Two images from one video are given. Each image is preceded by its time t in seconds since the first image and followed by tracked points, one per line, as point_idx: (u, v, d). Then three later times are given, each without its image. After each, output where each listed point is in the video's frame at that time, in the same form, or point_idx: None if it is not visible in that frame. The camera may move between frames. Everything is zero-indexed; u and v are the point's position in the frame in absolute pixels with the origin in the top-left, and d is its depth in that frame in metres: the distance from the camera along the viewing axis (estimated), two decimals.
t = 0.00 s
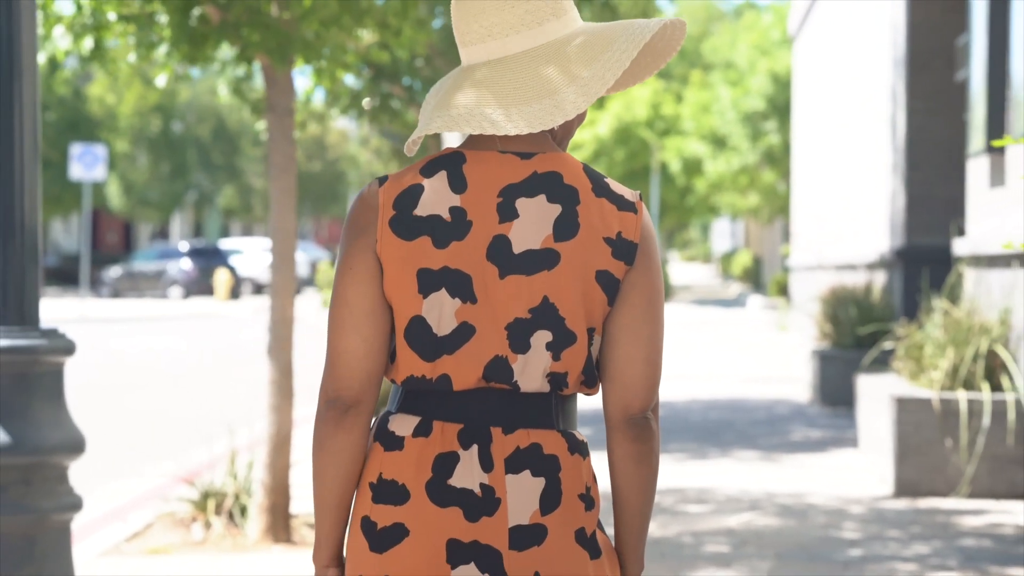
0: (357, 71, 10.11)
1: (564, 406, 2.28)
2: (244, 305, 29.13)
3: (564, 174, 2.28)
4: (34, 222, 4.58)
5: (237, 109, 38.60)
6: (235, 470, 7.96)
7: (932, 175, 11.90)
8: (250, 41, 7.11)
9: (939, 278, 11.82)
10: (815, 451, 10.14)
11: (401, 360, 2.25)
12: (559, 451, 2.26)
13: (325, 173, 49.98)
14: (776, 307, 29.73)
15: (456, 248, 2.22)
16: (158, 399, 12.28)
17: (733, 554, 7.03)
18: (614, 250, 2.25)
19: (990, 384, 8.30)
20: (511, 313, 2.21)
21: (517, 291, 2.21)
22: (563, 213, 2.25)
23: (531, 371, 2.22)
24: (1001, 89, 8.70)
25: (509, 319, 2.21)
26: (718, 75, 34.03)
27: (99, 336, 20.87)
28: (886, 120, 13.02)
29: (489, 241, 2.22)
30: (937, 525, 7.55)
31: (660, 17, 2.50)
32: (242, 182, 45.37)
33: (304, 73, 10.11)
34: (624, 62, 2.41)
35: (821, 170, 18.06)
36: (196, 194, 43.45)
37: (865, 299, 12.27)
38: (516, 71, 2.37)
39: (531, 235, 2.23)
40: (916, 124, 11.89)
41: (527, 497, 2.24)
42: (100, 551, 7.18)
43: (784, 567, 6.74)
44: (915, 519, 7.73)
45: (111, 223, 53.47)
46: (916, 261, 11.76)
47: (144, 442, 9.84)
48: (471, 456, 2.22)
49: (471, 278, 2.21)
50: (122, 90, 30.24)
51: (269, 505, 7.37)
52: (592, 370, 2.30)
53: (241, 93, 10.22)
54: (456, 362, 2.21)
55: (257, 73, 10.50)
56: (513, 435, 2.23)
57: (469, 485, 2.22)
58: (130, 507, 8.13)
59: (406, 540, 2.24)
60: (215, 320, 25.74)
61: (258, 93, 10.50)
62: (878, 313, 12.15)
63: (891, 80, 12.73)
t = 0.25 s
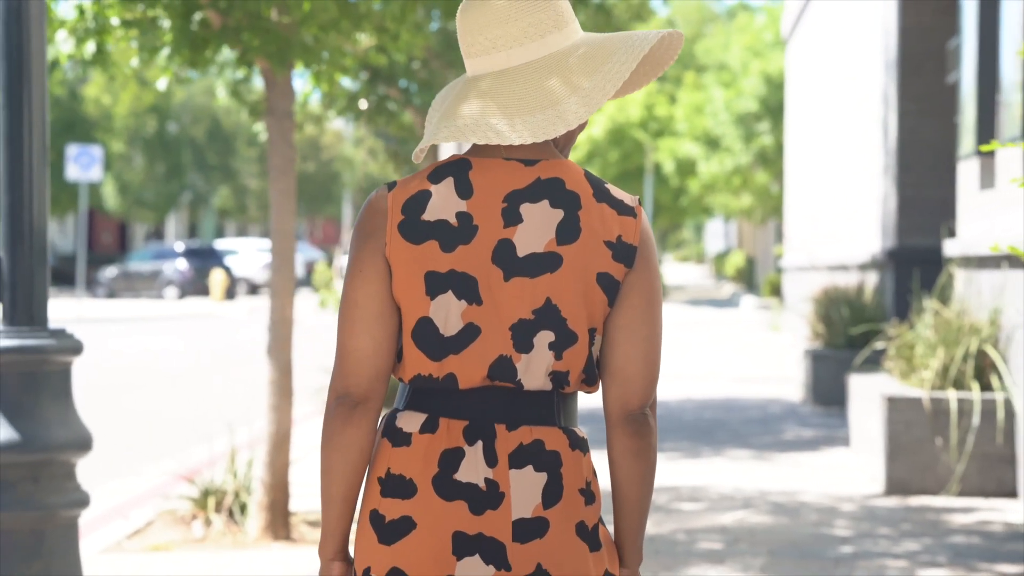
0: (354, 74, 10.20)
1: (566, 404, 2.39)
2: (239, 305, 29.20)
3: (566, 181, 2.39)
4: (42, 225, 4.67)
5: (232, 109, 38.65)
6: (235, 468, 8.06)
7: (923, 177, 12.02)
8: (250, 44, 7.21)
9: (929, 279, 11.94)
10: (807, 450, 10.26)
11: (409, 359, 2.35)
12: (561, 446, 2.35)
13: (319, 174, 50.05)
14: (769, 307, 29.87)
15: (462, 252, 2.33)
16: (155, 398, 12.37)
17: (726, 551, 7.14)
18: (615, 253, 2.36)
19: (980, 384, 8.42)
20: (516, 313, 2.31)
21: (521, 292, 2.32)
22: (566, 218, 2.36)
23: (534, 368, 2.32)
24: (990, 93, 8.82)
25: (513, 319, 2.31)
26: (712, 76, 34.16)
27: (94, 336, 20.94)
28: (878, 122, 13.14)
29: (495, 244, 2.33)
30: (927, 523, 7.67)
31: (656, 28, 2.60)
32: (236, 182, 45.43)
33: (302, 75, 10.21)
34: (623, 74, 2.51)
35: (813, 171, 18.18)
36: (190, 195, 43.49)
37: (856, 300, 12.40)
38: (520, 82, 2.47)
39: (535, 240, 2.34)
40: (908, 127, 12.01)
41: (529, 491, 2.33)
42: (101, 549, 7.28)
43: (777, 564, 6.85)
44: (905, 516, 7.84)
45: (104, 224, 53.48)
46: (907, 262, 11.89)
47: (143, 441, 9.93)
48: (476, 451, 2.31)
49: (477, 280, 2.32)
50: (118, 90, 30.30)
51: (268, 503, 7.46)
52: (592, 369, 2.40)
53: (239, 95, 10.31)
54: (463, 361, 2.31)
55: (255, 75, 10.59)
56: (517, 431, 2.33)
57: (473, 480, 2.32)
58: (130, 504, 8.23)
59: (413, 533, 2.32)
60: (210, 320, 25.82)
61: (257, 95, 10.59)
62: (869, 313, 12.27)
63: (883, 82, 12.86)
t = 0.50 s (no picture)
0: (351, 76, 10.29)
1: (565, 402, 2.47)
2: (234, 305, 29.28)
3: (567, 186, 2.47)
4: (47, 227, 4.78)
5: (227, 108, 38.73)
6: (232, 467, 8.13)
7: (914, 178, 12.13)
8: (249, 47, 7.31)
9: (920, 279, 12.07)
10: (798, 448, 10.37)
11: (414, 359, 2.42)
12: (560, 442, 2.44)
13: (313, 174, 50.13)
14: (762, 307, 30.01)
15: (467, 255, 2.40)
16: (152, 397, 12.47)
17: (718, 548, 7.25)
18: (614, 254, 2.46)
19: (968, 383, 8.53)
20: (518, 313, 2.39)
21: (523, 294, 2.40)
22: (567, 222, 2.45)
23: (535, 367, 2.40)
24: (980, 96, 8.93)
25: (516, 319, 2.39)
26: (705, 77, 34.27)
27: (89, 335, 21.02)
28: (870, 123, 13.25)
29: (498, 247, 2.41)
30: (915, 520, 7.79)
31: (654, 41, 2.71)
32: (230, 182, 45.49)
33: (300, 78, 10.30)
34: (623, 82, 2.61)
35: (806, 172, 18.31)
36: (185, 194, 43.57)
37: (847, 300, 12.52)
38: (523, 90, 2.55)
39: (537, 242, 2.42)
40: (899, 129, 12.13)
41: (529, 486, 2.42)
42: (100, 546, 7.37)
43: (768, 561, 6.96)
44: (894, 514, 7.96)
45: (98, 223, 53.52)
46: (897, 263, 12.01)
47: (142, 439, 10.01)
48: (478, 447, 2.40)
49: (481, 282, 2.40)
50: (113, 90, 30.35)
51: (266, 501, 7.55)
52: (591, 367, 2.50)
53: (237, 97, 10.41)
54: (466, 360, 2.38)
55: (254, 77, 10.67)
56: (519, 428, 2.41)
57: (476, 475, 2.39)
58: (129, 503, 8.31)
59: (416, 527, 2.40)
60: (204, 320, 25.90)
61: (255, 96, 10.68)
62: (861, 313, 12.39)
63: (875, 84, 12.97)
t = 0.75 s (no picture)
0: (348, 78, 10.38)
1: (565, 398, 2.53)
2: (229, 305, 29.37)
3: (568, 189, 2.53)
4: (53, 229, 4.88)
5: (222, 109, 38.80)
6: (231, 464, 8.23)
7: (905, 179, 12.25)
8: (249, 51, 7.43)
9: (910, 280, 12.19)
10: (790, 447, 10.49)
11: (420, 356, 2.49)
12: (561, 436, 2.50)
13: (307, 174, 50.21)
14: (755, 308, 30.15)
15: (471, 256, 2.47)
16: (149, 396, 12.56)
17: (710, 544, 7.35)
18: (613, 255, 2.52)
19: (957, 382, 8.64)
20: (520, 312, 2.45)
21: (525, 293, 2.46)
22: (567, 223, 2.50)
23: (537, 363, 2.46)
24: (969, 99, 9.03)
25: (517, 318, 2.45)
26: (699, 78, 34.40)
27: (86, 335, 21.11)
28: (862, 125, 13.37)
29: (501, 248, 2.47)
30: (905, 517, 7.90)
31: (652, 47, 2.77)
32: (225, 182, 45.58)
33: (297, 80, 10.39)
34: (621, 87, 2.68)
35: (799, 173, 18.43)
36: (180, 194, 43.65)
37: (839, 300, 12.64)
38: (525, 99, 2.62)
39: (539, 243, 2.48)
40: (890, 131, 12.25)
41: (531, 478, 2.48)
42: (101, 543, 7.48)
43: (759, 557, 7.07)
44: (883, 511, 8.07)
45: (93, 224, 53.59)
46: (889, 263, 12.13)
47: (141, 437, 10.11)
48: (482, 441, 2.46)
49: (484, 282, 2.46)
50: (108, 91, 30.41)
51: (264, 499, 7.66)
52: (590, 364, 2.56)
53: (234, 99, 10.50)
54: (470, 358, 2.45)
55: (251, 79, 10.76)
56: (521, 422, 2.47)
57: (480, 468, 2.46)
58: (129, 500, 8.41)
59: (421, 518, 2.47)
60: (200, 320, 25.98)
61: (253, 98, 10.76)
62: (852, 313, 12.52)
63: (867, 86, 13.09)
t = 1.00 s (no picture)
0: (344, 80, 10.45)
1: (567, 392, 2.61)
2: (224, 305, 29.43)
3: (567, 189, 2.61)
4: (56, 230, 4.96)
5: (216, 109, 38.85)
6: (229, 463, 8.31)
7: (896, 180, 12.35)
8: (246, 53, 7.52)
9: (901, 280, 12.29)
10: (782, 445, 10.59)
11: (426, 352, 2.59)
12: (563, 429, 2.58)
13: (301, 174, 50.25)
14: (748, 308, 30.27)
15: (473, 256, 2.55)
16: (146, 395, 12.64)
17: (703, 541, 7.45)
18: (611, 253, 2.58)
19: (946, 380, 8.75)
20: (521, 309, 2.53)
21: (525, 290, 2.53)
22: (566, 222, 2.58)
23: (538, 358, 2.54)
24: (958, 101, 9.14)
25: (518, 316, 2.53)
26: (692, 78, 34.50)
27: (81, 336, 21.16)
28: (853, 127, 13.47)
29: (502, 248, 2.55)
30: (895, 513, 8.01)
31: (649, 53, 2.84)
32: (219, 183, 45.60)
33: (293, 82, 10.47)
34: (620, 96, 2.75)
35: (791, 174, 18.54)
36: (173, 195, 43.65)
37: (832, 300, 12.75)
38: (526, 106, 2.69)
39: (538, 242, 2.56)
40: (881, 132, 12.35)
41: (534, 469, 2.55)
42: (100, 540, 7.56)
43: (751, 553, 7.17)
44: (874, 507, 8.18)
45: (87, 225, 53.58)
46: (880, 263, 12.24)
47: (139, 436, 10.19)
48: (487, 434, 2.54)
49: (487, 280, 2.54)
50: (102, 92, 30.44)
51: (262, 496, 7.75)
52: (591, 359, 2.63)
53: (230, 100, 10.57)
54: (473, 354, 2.54)
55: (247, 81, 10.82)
56: (524, 416, 2.55)
57: (484, 459, 2.54)
58: (128, 498, 8.50)
59: (430, 508, 2.56)
60: (194, 321, 26.03)
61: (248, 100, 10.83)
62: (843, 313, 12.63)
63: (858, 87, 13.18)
